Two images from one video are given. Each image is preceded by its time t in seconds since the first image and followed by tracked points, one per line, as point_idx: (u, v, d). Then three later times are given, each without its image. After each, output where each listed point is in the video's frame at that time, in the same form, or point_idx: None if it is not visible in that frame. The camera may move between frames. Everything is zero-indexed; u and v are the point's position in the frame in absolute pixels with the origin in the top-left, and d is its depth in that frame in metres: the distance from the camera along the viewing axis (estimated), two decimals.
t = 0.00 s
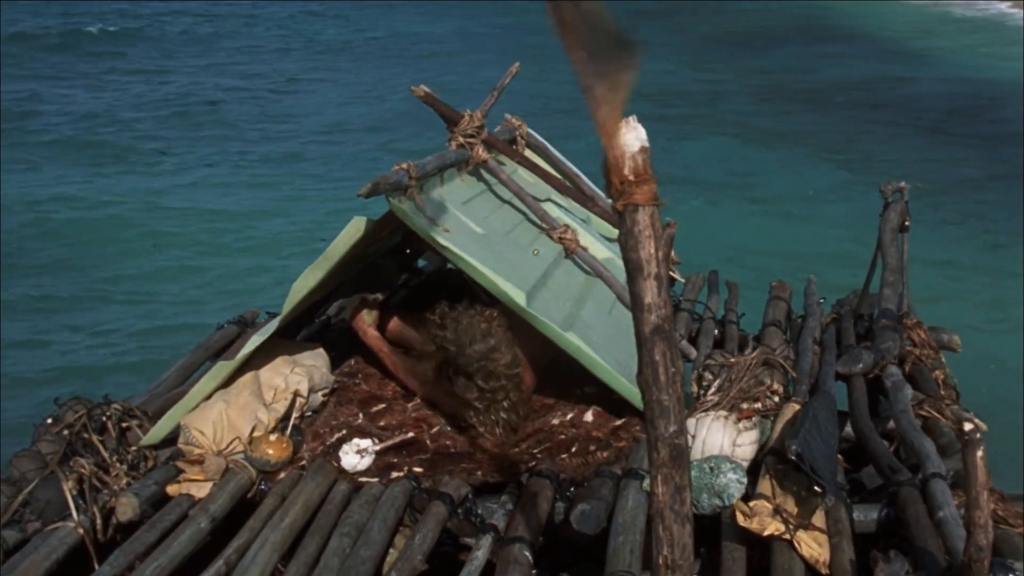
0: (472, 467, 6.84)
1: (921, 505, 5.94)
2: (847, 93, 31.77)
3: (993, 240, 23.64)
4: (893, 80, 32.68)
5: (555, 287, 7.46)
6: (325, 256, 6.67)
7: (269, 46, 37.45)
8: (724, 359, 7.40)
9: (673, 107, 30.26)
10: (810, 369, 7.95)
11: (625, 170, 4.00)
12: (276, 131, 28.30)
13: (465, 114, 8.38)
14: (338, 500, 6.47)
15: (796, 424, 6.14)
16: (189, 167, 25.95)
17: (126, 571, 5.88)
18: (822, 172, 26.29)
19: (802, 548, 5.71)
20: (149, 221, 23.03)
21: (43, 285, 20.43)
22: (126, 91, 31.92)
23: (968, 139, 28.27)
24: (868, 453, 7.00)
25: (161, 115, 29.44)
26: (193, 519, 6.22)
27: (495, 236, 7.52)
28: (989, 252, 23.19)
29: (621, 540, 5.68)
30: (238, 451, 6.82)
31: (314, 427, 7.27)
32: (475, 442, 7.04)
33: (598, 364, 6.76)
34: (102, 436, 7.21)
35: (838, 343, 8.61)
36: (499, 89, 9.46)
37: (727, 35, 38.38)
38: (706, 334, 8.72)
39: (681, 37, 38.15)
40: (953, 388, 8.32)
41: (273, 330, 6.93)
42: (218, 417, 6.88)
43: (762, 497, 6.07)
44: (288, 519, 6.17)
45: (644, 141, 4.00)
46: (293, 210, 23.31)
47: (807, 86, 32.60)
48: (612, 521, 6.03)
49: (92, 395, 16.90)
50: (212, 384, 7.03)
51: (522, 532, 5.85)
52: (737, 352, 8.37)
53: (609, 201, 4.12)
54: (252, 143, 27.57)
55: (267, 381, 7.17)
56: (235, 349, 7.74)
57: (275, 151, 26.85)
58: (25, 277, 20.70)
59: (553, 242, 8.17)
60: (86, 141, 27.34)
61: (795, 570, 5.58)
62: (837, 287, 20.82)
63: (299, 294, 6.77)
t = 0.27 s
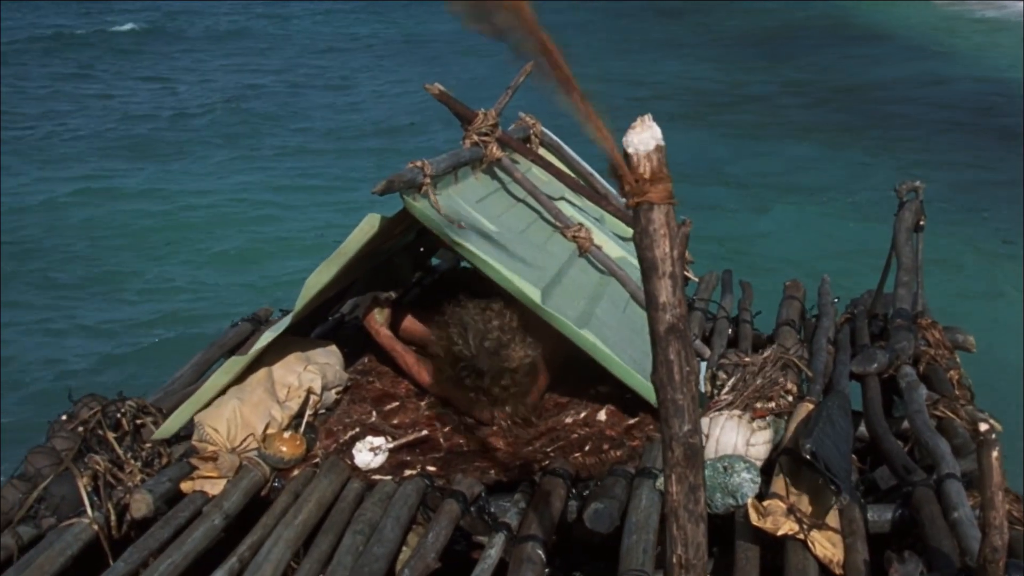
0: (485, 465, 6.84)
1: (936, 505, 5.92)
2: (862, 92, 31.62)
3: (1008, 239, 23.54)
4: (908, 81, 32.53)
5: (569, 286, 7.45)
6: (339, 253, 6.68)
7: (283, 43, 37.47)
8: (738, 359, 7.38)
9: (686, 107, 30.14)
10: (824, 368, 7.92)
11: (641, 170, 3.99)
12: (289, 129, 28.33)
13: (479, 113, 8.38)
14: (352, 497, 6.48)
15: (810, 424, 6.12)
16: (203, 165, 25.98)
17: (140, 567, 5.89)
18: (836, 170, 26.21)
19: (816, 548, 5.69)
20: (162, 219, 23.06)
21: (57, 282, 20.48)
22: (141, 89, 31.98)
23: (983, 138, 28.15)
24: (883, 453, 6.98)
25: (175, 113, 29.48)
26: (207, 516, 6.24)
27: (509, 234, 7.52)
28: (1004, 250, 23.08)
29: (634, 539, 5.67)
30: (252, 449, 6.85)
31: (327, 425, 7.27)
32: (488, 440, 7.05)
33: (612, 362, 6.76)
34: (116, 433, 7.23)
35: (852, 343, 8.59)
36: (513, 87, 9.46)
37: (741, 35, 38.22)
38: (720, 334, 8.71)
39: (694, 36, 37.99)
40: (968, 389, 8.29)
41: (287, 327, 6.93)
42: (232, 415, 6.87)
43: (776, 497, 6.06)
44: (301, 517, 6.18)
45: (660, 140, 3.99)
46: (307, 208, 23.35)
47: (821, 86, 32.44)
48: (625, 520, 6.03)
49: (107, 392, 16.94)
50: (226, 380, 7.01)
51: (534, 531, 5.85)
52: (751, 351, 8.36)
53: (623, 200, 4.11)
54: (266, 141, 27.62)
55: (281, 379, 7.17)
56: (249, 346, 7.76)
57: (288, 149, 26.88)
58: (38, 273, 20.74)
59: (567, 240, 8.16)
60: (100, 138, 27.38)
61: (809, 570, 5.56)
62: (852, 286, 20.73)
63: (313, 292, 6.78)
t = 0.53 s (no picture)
0: (494, 461, 6.85)
1: (945, 503, 5.91)
2: (873, 89, 31.51)
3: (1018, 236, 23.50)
4: (920, 78, 32.39)
5: (579, 282, 7.45)
6: (348, 248, 6.68)
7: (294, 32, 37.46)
8: (748, 355, 7.37)
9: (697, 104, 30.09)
10: (834, 365, 7.91)
11: (651, 166, 4.00)
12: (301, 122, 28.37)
13: (489, 109, 8.38)
14: (361, 493, 6.49)
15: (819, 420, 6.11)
16: (213, 159, 26.01)
17: (149, 562, 5.90)
18: (848, 167, 26.18)
19: (826, 546, 5.68)
20: (172, 215, 23.13)
21: (67, 274, 20.52)
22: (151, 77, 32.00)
23: (996, 136, 28.05)
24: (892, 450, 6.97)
25: (185, 102, 29.49)
26: (217, 511, 6.25)
27: (518, 229, 7.52)
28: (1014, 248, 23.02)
29: (644, 537, 5.67)
30: (261, 444, 6.82)
31: (337, 421, 7.26)
32: (498, 436, 7.05)
33: (622, 357, 6.77)
34: (126, 428, 7.24)
35: (862, 340, 8.58)
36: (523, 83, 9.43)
37: (752, 31, 38.08)
38: (729, 330, 8.69)
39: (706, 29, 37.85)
40: (978, 386, 8.28)
41: (297, 322, 6.92)
42: (242, 410, 6.84)
43: (785, 494, 6.05)
44: (310, 512, 6.18)
45: (671, 135, 3.99)
46: (316, 203, 23.37)
47: (833, 81, 32.33)
48: (634, 516, 6.02)
49: (115, 387, 17.01)
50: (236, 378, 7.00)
51: (543, 527, 5.85)
52: (761, 348, 8.35)
53: (633, 194, 4.12)
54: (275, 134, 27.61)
55: (289, 375, 7.14)
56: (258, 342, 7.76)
57: (299, 143, 26.92)
58: (48, 265, 20.79)
59: (576, 236, 8.17)
60: (110, 134, 27.47)
61: (819, 568, 5.55)
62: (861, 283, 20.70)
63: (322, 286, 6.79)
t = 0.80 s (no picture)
0: (501, 459, 6.84)
1: (953, 503, 5.91)
2: (884, 90, 31.42)
3: None
4: (932, 78, 32.29)
5: (585, 281, 7.44)
6: (356, 247, 6.69)
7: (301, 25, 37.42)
8: (755, 355, 7.35)
9: (707, 101, 30.02)
10: (841, 365, 7.89)
11: (659, 164, 4.00)
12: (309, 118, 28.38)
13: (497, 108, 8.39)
14: (368, 491, 6.50)
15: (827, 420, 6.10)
16: (221, 142, 25.92)
17: (157, 559, 5.91)
18: (857, 167, 26.14)
19: (833, 545, 5.68)
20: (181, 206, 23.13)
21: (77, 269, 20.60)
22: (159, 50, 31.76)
23: (1006, 137, 27.99)
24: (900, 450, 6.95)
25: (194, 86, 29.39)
26: (225, 508, 6.26)
27: (525, 228, 7.53)
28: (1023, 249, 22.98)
29: (651, 535, 5.67)
30: (268, 442, 6.82)
31: (344, 420, 7.28)
32: (505, 435, 7.04)
33: (628, 357, 6.77)
34: (134, 427, 7.26)
35: (869, 339, 8.57)
36: (531, 82, 9.43)
37: (763, 29, 37.97)
38: (736, 329, 8.69)
39: (717, 28, 37.77)
40: (986, 386, 8.27)
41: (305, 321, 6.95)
42: (249, 408, 6.89)
43: (792, 492, 6.05)
44: (318, 510, 6.20)
45: (678, 133, 4.00)
46: (325, 201, 23.38)
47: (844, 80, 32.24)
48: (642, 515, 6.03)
49: (122, 385, 17.09)
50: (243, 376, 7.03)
51: (550, 526, 5.85)
52: (768, 347, 8.34)
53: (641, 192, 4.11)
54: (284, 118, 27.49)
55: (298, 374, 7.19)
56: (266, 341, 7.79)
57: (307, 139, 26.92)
58: (58, 262, 20.89)
59: (583, 235, 8.17)
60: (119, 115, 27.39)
61: (826, 568, 5.55)
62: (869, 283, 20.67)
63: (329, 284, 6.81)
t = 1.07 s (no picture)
0: (510, 458, 6.84)
1: (964, 504, 5.90)
2: (896, 89, 31.32)
3: None
4: (945, 78, 32.14)
5: (595, 281, 7.45)
6: (366, 245, 6.69)
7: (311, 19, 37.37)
8: (765, 355, 7.33)
9: (719, 100, 29.91)
10: (851, 365, 7.87)
11: (670, 163, 4.02)
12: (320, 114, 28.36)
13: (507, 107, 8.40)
14: (377, 490, 6.51)
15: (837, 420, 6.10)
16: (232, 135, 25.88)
17: (166, 557, 5.92)
18: (868, 167, 26.08)
19: (842, 545, 5.67)
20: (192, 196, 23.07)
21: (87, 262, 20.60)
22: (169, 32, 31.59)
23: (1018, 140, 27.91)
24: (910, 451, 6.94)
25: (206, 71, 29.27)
26: (234, 507, 6.27)
27: (535, 228, 7.53)
28: None
29: (660, 535, 5.67)
30: (277, 441, 6.85)
31: (353, 418, 7.27)
32: (514, 434, 7.04)
33: (638, 357, 6.77)
34: (144, 424, 7.25)
35: (880, 339, 8.55)
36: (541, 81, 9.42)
37: (775, 28, 37.82)
38: (746, 329, 8.68)
39: (728, 27, 37.61)
40: (996, 387, 8.25)
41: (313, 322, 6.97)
42: (259, 406, 6.92)
43: (802, 493, 6.04)
44: (327, 508, 6.21)
45: (690, 133, 4.03)
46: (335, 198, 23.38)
47: (856, 79, 32.10)
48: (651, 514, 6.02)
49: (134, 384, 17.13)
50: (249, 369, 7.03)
51: (559, 525, 5.85)
52: (778, 347, 8.32)
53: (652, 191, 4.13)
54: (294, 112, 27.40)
55: (307, 370, 7.20)
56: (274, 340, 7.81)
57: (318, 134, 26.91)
58: (69, 254, 20.88)
59: (593, 235, 8.17)
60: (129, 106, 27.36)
61: (836, 569, 5.54)
62: (880, 284, 20.63)
63: (337, 279, 6.81)
